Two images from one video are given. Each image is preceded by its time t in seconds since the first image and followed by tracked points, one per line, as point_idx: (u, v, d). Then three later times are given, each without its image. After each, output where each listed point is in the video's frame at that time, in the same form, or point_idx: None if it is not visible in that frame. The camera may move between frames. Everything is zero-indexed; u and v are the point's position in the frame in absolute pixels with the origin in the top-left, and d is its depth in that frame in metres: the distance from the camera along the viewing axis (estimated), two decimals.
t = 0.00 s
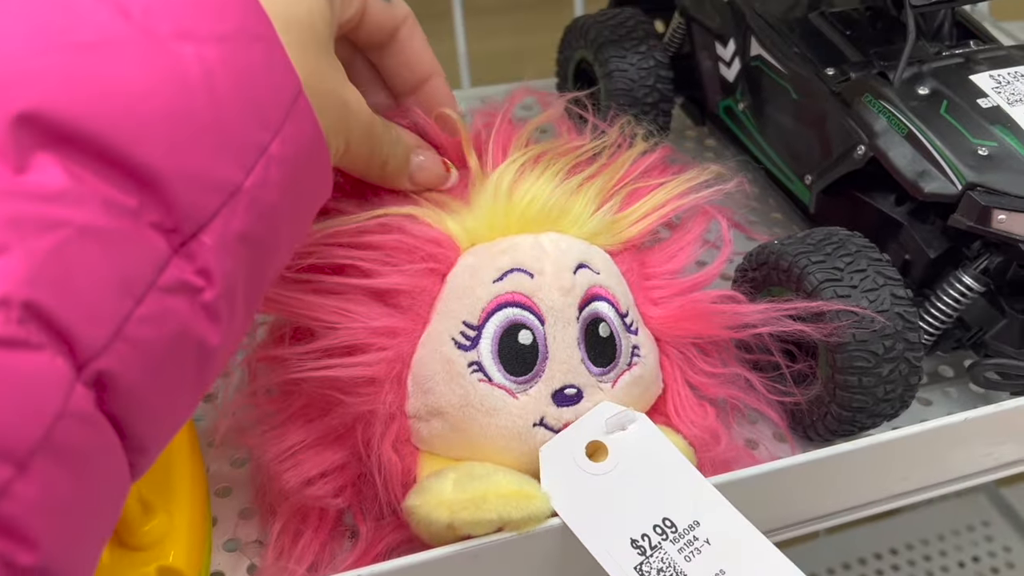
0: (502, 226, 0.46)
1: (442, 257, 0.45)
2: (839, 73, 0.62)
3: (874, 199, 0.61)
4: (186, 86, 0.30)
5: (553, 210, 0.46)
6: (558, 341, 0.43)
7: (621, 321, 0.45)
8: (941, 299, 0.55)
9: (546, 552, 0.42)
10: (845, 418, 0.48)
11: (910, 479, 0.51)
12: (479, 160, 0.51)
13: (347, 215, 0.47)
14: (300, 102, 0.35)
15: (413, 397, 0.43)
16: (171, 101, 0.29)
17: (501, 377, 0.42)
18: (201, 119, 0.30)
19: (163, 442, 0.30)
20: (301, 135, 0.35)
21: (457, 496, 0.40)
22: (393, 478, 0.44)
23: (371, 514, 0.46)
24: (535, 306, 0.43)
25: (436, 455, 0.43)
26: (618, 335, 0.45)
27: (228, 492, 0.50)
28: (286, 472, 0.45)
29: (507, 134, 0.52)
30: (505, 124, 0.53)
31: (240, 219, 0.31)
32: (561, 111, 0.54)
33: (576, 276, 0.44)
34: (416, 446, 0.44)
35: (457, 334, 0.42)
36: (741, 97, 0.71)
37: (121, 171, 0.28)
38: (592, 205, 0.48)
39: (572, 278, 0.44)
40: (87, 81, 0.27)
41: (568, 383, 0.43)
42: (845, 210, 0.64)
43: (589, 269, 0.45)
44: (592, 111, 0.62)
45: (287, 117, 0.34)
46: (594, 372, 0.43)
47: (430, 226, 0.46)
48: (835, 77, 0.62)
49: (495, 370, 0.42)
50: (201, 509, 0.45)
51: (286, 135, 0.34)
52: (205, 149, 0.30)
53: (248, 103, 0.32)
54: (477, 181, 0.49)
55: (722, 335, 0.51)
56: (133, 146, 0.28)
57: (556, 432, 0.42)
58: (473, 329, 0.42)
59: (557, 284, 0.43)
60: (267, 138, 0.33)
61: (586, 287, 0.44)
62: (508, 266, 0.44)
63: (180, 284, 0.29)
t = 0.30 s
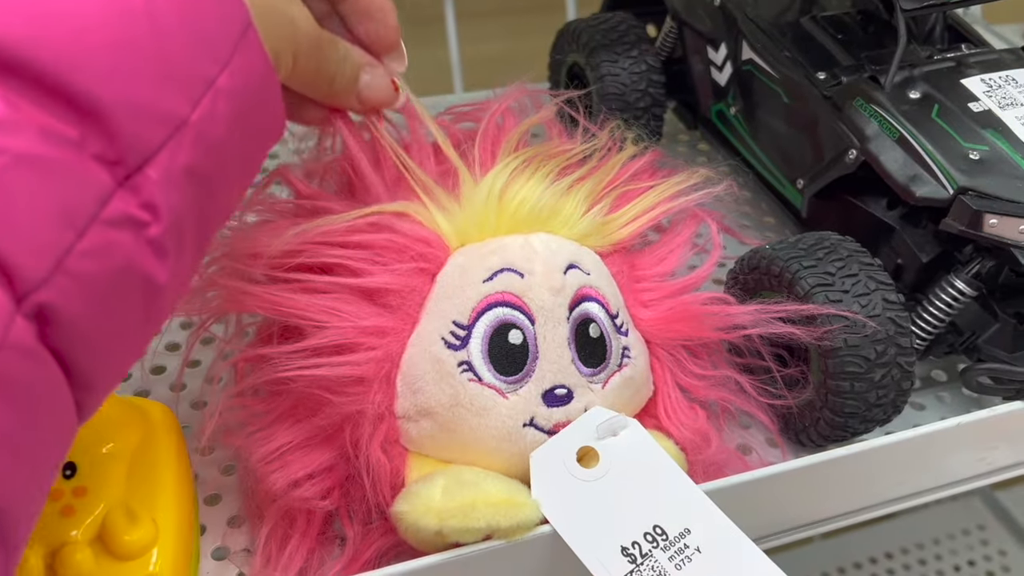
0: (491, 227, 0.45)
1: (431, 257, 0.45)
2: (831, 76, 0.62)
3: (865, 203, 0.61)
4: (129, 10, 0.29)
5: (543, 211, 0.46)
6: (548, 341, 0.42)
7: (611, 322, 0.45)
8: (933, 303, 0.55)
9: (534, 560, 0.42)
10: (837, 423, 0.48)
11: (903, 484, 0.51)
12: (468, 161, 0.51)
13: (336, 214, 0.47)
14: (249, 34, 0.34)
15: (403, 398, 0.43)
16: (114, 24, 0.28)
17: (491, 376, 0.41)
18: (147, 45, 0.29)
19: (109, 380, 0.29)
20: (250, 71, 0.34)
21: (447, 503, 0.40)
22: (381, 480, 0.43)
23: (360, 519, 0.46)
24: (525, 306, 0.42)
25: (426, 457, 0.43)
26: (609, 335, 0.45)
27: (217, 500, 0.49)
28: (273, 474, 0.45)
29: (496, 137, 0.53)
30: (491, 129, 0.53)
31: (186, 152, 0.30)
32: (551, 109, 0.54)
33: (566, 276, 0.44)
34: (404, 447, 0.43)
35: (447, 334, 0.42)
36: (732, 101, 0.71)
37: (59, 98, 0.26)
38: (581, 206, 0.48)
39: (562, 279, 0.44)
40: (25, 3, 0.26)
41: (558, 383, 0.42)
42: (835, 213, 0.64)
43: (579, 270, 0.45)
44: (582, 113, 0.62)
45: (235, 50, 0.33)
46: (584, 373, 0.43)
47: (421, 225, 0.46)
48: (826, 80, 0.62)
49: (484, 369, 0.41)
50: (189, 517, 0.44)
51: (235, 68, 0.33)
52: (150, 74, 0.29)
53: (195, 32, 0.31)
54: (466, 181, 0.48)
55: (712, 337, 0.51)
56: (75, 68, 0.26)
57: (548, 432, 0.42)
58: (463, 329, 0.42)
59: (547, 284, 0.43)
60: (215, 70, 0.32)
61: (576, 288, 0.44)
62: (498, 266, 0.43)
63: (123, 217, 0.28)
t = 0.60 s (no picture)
0: (492, 228, 0.46)
1: (432, 258, 0.45)
2: (831, 77, 0.62)
3: (864, 204, 0.62)
4: None
5: (543, 212, 0.46)
6: (549, 343, 0.42)
7: (612, 323, 0.45)
8: (932, 303, 0.55)
9: (535, 559, 0.42)
10: (837, 423, 0.48)
11: (903, 483, 0.51)
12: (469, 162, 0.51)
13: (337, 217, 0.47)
14: None
15: (405, 398, 0.43)
16: None
17: (493, 377, 0.42)
18: None
19: (65, 330, 0.33)
20: (209, 17, 0.37)
21: (448, 503, 0.40)
22: (382, 480, 0.44)
23: (361, 519, 0.46)
24: (526, 306, 0.43)
25: (427, 457, 0.43)
26: (609, 336, 0.45)
27: (219, 501, 0.50)
28: (275, 474, 0.45)
29: (495, 138, 0.53)
30: (492, 130, 0.53)
31: (142, 96, 0.34)
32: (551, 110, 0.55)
33: (567, 277, 0.44)
34: (406, 448, 0.43)
35: (448, 335, 0.42)
36: (732, 103, 0.71)
37: (15, 44, 0.30)
38: (582, 207, 0.48)
39: (563, 280, 0.44)
40: None
41: (559, 384, 0.42)
42: (834, 213, 0.64)
43: (580, 271, 0.45)
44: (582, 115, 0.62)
45: None
46: (584, 373, 0.43)
47: (422, 226, 0.46)
48: (826, 82, 0.62)
49: (485, 370, 0.42)
50: (191, 514, 0.44)
51: (192, 14, 0.36)
52: (104, 23, 0.32)
53: None
54: (468, 181, 0.48)
55: (713, 338, 0.51)
56: (29, 20, 0.30)
57: (549, 433, 0.42)
58: (464, 330, 0.42)
59: (548, 284, 0.43)
60: (170, 16, 0.35)
61: (577, 288, 0.44)
62: (499, 267, 0.43)
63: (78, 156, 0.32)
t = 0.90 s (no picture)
0: (496, 230, 0.46)
1: (436, 258, 0.45)
2: (830, 77, 0.63)
3: (864, 203, 0.62)
4: None
5: (548, 214, 0.46)
6: (552, 343, 0.43)
7: (615, 324, 0.45)
8: (933, 302, 0.55)
9: (538, 557, 0.42)
10: (837, 421, 0.48)
11: (903, 481, 0.51)
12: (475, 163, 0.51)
13: (342, 216, 0.48)
14: None
15: (407, 396, 0.43)
16: None
17: (496, 376, 0.42)
18: None
19: None
20: None
21: (450, 500, 0.40)
22: (384, 477, 0.44)
23: (362, 517, 0.46)
24: (530, 307, 0.43)
25: (429, 456, 0.43)
26: (612, 337, 0.45)
27: (221, 499, 0.50)
28: (277, 471, 0.45)
29: (503, 139, 0.53)
30: (498, 132, 0.53)
31: (65, 47, 0.34)
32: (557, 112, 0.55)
33: (570, 278, 0.44)
34: (408, 446, 0.44)
35: (452, 334, 0.42)
36: (732, 103, 0.72)
37: None
38: (586, 209, 0.48)
39: (567, 281, 0.44)
40: None
41: (563, 384, 0.42)
42: (834, 212, 0.64)
43: (583, 272, 0.45)
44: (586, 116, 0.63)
45: None
46: (587, 374, 0.43)
47: (428, 226, 0.46)
48: (825, 81, 0.62)
49: (489, 369, 0.42)
50: (194, 510, 0.44)
51: None
52: None
53: None
54: (475, 181, 0.48)
55: (714, 340, 0.51)
56: None
57: (551, 433, 0.42)
58: (467, 329, 0.42)
59: (552, 285, 0.43)
60: None
61: (580, 289, 0.44)
62: (503, 268, 0.44)
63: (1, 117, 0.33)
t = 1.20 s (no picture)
0: (505, 222, 0.46)
1: (444, 249, 0.46)
2: (834, 72, 0.63)
3: (869, 197, 0.62)
4: None
5: (555, 207, 0.47)
6: (559, 334, 0.43)
7: (621, 316, 0.46)
8: (936, 294, 0.56)
9: (545, 544, 0.43)
10: (842, 412, 0.49)
11: (908, 471, 0.52)
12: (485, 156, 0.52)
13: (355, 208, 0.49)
14: None
15: (417, 386, 0.43)
16: None
17: (504, 367, 0.42)
18: None
19: None
20: None
21: (460, 487, 0.41)
22: (394, 467, 0.44)
23: (372, 506, 0.46)
24: (538, 298, 0.43)
25: (439, 445, 0.44)
26: (618, 329, 0.45)
27: (233, 489, 0.50)
28: (290, 459, 0.46)
29: (511, 133, 0.54)
30: (506, 127, 0.54)
31: None
32: (564, 106, 0.55)
33: (577, 270, 0.45)
34: (418, 435, 0.44)
35: (461, 326, 0.43)
36: (737, 98, 0.72)
37: None
38: (593, 203, 0.49)
39: (574, 273, 0.44)
40: None
41: (570, 375, 0.43)
42: (839, 207, 0.65)
43: (590, 265, 0.46)
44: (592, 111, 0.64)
45: None
46: (594, 365, 0.44)
47: (438, 218, 0.47)
48: (830, 76, 0.63)
49: (497, 360, 0.42)
50: (206, 505, 0.46)
51: None
52: None
53: None
54: (483, 175, 0.49)
55: (720, 332, 0.52)
56: None
57: (558, 423, 0.43)
58: (476, 320, 0.43)
59: (559, 277, 0.44)
60: None
61: (587, 281, 0.45)
62: (510, 260, 0.44)
63: None
